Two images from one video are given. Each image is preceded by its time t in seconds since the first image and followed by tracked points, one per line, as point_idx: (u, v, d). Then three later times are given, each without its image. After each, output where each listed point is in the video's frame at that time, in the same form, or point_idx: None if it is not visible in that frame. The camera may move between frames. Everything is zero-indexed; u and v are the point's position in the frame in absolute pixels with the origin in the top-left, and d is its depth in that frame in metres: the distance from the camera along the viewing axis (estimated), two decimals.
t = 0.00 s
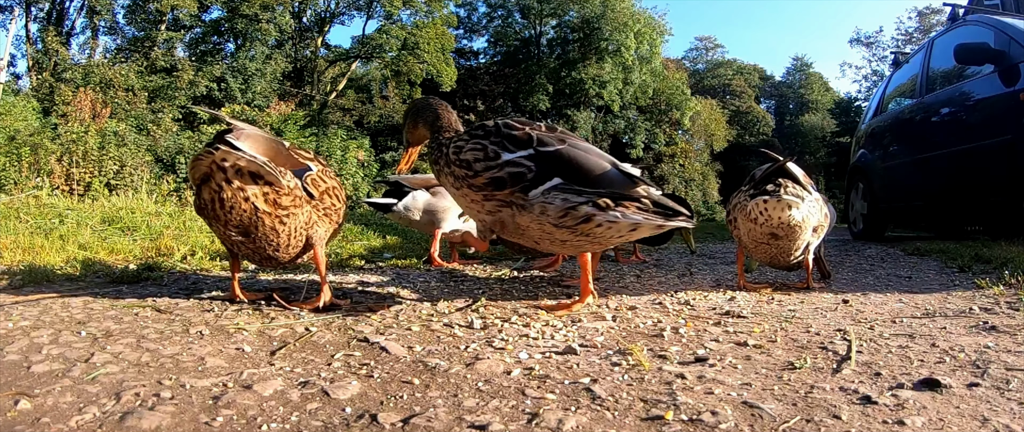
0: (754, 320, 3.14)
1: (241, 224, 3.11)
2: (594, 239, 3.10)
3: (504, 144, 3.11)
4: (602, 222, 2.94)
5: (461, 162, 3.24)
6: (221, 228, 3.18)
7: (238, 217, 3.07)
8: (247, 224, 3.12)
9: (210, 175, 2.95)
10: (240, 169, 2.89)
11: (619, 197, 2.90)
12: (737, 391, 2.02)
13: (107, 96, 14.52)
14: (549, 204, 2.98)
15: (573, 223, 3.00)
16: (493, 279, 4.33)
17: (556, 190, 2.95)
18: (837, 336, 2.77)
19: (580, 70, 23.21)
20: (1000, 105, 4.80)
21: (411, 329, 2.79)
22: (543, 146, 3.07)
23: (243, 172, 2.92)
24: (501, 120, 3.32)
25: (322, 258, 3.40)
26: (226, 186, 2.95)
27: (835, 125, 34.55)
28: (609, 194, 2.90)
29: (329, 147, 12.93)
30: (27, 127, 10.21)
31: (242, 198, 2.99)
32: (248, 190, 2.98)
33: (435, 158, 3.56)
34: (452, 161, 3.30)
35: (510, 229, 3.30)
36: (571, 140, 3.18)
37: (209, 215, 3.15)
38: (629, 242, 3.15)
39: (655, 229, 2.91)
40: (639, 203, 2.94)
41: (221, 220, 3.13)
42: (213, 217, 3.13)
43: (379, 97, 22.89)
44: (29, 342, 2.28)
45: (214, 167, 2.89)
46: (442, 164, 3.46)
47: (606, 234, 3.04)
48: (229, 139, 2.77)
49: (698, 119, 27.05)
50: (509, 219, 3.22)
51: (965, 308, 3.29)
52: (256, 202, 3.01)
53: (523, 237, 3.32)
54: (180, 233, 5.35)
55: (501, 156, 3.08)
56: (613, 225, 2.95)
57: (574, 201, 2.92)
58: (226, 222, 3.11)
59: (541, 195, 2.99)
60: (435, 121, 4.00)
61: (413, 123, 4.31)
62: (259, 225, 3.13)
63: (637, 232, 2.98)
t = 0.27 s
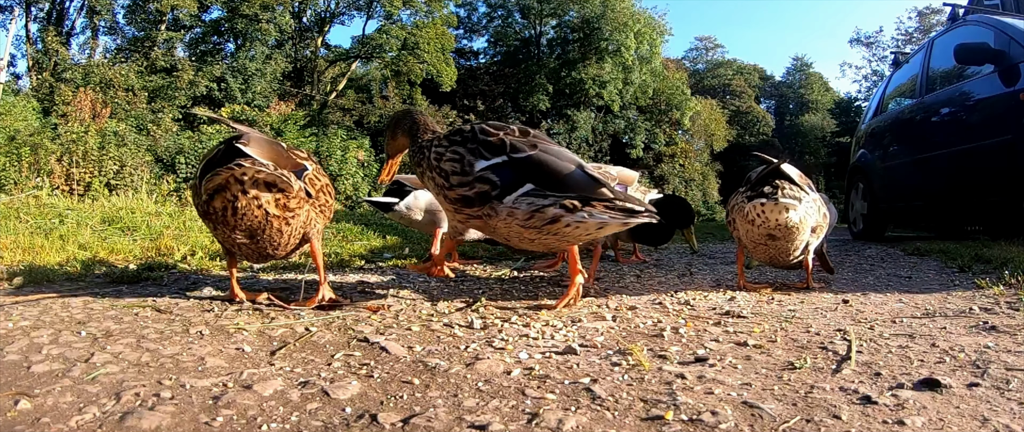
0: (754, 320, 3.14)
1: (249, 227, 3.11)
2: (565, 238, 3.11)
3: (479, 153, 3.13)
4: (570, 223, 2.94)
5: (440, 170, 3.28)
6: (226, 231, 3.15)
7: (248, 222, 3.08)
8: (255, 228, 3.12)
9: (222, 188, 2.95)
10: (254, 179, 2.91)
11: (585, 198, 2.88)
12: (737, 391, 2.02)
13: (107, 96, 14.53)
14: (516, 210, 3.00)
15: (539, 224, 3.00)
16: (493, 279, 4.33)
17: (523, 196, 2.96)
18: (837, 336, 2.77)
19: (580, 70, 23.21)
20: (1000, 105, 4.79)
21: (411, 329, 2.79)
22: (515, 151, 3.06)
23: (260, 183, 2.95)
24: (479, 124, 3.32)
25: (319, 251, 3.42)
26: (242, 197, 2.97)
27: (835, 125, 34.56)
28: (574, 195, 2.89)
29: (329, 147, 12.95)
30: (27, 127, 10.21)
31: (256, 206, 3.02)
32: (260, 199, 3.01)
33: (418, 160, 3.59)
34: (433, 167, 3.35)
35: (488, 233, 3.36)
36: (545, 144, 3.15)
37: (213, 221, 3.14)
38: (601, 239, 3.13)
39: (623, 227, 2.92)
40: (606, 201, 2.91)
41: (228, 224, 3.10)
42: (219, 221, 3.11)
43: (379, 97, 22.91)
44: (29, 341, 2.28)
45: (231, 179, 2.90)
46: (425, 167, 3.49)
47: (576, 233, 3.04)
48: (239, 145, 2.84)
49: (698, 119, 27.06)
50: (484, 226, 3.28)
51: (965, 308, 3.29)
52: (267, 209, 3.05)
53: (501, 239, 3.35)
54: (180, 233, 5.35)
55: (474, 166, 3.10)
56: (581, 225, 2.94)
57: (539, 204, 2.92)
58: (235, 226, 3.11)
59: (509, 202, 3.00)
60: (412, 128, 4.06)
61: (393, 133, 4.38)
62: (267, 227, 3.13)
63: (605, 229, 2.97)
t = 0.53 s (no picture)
0: (754, 320, 3.14)
1: (251, 228, 3.10)
2: (557, 238, 3.13)
3: (472, 154, 3.11)
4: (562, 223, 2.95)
5: (434, 171, 3.28)
6: (227, 231, 3.14)
7: (250, 223, 3.07)
8: (257, 229, 3.11)
9: (225, 190, 2.95)
10: (258, 181, 2.93)
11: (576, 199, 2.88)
12: (737, 391, 2.02)
13: (107, 96, 14.52)
14: (508, 211, 3.00)
15: (532, 225, 3.02)
16: (493, 279, 4.33)
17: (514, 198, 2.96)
18: (837, 336, 2.77)
19: (580, 70, 23.21)
20: (1000, 105, 4.79)
21: (411, 329, 2.79)
22: (508, 153, 3.04)
23: (263, 185, 2.96)
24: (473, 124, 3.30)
25: (319, 250, 3.42)
26: (244, 199, 2.98)
27: (835, 125, 34.57)
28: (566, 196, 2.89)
29: (329, 147, 12.95)
30: (27, 127, 10.20)
31: (258, 207, 3.02)
32: (262, 201, 3.01)
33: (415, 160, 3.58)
34: (428, 169, 3.35)
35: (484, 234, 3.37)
36: (537, 144, 3.12)
37: (214, 222, 3.13)
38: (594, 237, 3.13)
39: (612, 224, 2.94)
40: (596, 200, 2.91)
41: (231, 226, 3.10)
42: (221, 222, 3.11)
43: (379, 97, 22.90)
44: (29, 342, 2.28)
45: (235, 182, 2.91)
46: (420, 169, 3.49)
47: (568, 233, 3.05)
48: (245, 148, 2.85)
49: (698, 119, 27.06)
50: (478, 227, 3.29)
51: (965, 308, 3.29)
52: (269, 210, 3.05)
53: (496, 239, 3.37)
54: (180, 233, 5.34)
55: (468, 168, 3.09)
56: (573, 225, 2.95)
57: (531, 206, 2.93)
58: (236, 227, 3.09)
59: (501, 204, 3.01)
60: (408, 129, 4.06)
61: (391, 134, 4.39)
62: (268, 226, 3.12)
63: (597, 228, 2.97)
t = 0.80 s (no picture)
0: (754, 320, 3.14)
1: (243, 224, 3.10)
2: (586, 240, 3.10)
3: (499, 146, 3.04)
4: (594, 222, 2.93)
5: (456, 163, 3.17)
6: (223, 229, 3.16)
7: (241, 220, 3.07)
8: (249, 226, 3.11)
9: (212, 180, 2.97)
10: (242, 172, 2.90)
11: (611, 198, 2.90)
12: (737, 391, 2.02)
13: (106, 96, 14.52)
14: (540, 205, 2.95)
15: (564, 224, 2.98)
16: (493, 279, 4.33)
17: (548, 191, 2.92)
18: (837, 336, 2.77)
19: (580, 70, 23.22)
20: (1000, 105, 4.79)
21: (411, 329, 2.79)
22: (537, 146, 3.02)
23: (249, 176, 2.93)
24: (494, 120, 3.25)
25: (321, 254, 3.40)
26: (231, 190, 2.96)
27: (835, 125, 34.57)
28: (601, 195, 2.89)
29: (329, 147, 12.96)
30: (27, 127, 10.20)
31: (246, 201, 3.00)
32: (251, 195, 2.99)
33: (430, 156, 3.48)
34: (447, 161, 3.23)
35: (503, 229, 3.28)
36: (566, 140, 3.12)
37: (209, 218, 3.15)
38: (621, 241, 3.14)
39: (646, 229, 2.93)
40: (631, 203, 2.94)
41: (224, 222, 3.11)
42: (214, 219, 3.13)
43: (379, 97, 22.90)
44: (28, 342, 2.28)
45: (220, 170, 2.90)
46: (438, 164, 3.36)
47: (598, 234, 3.03)
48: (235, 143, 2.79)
49: (698, 119, 27.06)
50: (500, 219, 3.19)
51: (965, 308, 3.29)
52: (259, 205, 3.03)
53: (516, 235, 3.29)
54: (180, 233, 5.34)
55: (494, 158, 3.01)
56: (605, 225, 2.94)
57: (565, 202, 2.90)
58: (229, 223, 3.10)
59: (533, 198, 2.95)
60: (429, 123, 3.99)
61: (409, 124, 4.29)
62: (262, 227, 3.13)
63: (628, 232, 2.98)
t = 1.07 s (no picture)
0: (754, 320, 3.14)
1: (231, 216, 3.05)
2: (621, 239, 3.01)
3: (521, 143, 3.00)
4: (628, 220, 2.82)
5: (474, 162, 3.14)
6: (216, 222, 3.14)
7: (225, 208, 3.00)
8: (238, 217, 3.06)
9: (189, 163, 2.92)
10: (212, 153, 2.78)
11: (645, 194, 2.78)
12: (737, 391, 2.02)
13: (107, 96, 14.52)
14: (575, 203, 2.85)
15: (599, 222, 2.88)
16: (493, 279, 4.33)
17: (579, 188, 2.82)
18: (837, 336, 2.77)
19: (580, 70, 23.24)
20: (1000, 105, 4.79)
21: (411, 329, 2.79)
22: (561, 142, 2.97)
23: (221, 159, 2.81)
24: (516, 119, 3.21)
25: (323, 256, 3.38)
26: (207, 174, 2.86)
27: (835, 125, 34.57)
28: (634, 190, 2.78)
29: (329, 147, 12.97)
30: (27, 127, 10.21)
31: (226, 187, 2.89)
32: (229, 181, 2.87)
33: (449, 160, 3.46)
34: (469, 160, 3.18)
35: (533, 229, 3.18)
36: (591, 136, 3.07)
37: (201, 210, 3.14)
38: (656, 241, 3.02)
39: (684, 227, 2.76)
40: (664, 199, 2.82)
41: (215, 213, 3.07)
42: (205, 210, 3.10)
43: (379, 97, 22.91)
44: (29, 342, 2.28)
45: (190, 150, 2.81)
46: (456, 167, 3.36)
47: (633, 233, 2.93)
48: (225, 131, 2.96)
49: (698, 119, 27.06)
50: (529, 216, 3.10)
51: (966, 308, 3.29)
52: (238, 192, 2.92)
53: (548, 236, 3.19)
54: (180, 233, 5.34)
55: (517, 154, 2.97)
56: (640, 222, 2.82)
57: (600, 198, 2.79)
58: (218, 215, 3.07)
59: (561, 192, 2.88)
60: (452, 120, 3.88)
61: (429, 117, 4.16)
62: (249, 216, 3.05)
63: (666, 230, 2.85)
